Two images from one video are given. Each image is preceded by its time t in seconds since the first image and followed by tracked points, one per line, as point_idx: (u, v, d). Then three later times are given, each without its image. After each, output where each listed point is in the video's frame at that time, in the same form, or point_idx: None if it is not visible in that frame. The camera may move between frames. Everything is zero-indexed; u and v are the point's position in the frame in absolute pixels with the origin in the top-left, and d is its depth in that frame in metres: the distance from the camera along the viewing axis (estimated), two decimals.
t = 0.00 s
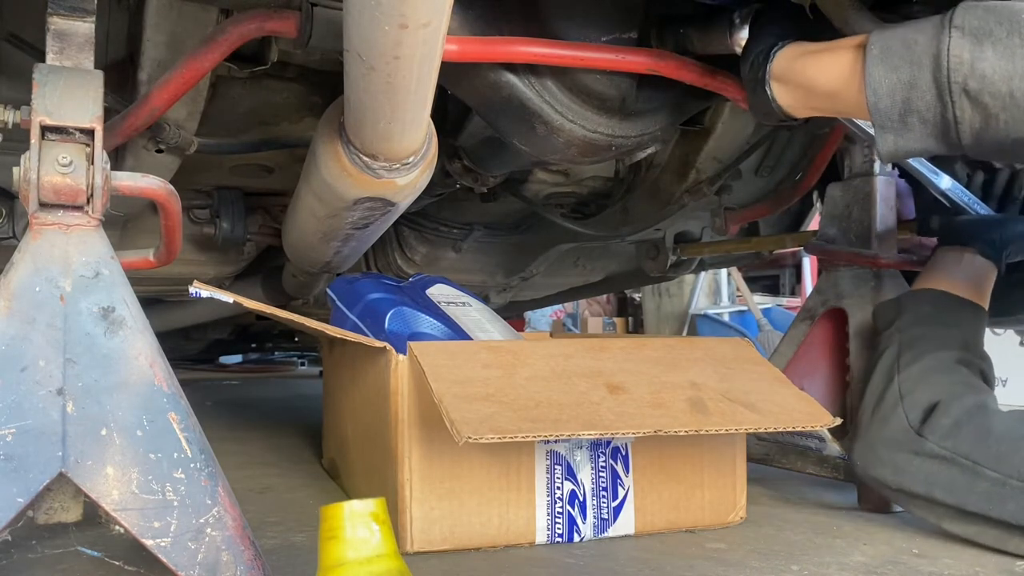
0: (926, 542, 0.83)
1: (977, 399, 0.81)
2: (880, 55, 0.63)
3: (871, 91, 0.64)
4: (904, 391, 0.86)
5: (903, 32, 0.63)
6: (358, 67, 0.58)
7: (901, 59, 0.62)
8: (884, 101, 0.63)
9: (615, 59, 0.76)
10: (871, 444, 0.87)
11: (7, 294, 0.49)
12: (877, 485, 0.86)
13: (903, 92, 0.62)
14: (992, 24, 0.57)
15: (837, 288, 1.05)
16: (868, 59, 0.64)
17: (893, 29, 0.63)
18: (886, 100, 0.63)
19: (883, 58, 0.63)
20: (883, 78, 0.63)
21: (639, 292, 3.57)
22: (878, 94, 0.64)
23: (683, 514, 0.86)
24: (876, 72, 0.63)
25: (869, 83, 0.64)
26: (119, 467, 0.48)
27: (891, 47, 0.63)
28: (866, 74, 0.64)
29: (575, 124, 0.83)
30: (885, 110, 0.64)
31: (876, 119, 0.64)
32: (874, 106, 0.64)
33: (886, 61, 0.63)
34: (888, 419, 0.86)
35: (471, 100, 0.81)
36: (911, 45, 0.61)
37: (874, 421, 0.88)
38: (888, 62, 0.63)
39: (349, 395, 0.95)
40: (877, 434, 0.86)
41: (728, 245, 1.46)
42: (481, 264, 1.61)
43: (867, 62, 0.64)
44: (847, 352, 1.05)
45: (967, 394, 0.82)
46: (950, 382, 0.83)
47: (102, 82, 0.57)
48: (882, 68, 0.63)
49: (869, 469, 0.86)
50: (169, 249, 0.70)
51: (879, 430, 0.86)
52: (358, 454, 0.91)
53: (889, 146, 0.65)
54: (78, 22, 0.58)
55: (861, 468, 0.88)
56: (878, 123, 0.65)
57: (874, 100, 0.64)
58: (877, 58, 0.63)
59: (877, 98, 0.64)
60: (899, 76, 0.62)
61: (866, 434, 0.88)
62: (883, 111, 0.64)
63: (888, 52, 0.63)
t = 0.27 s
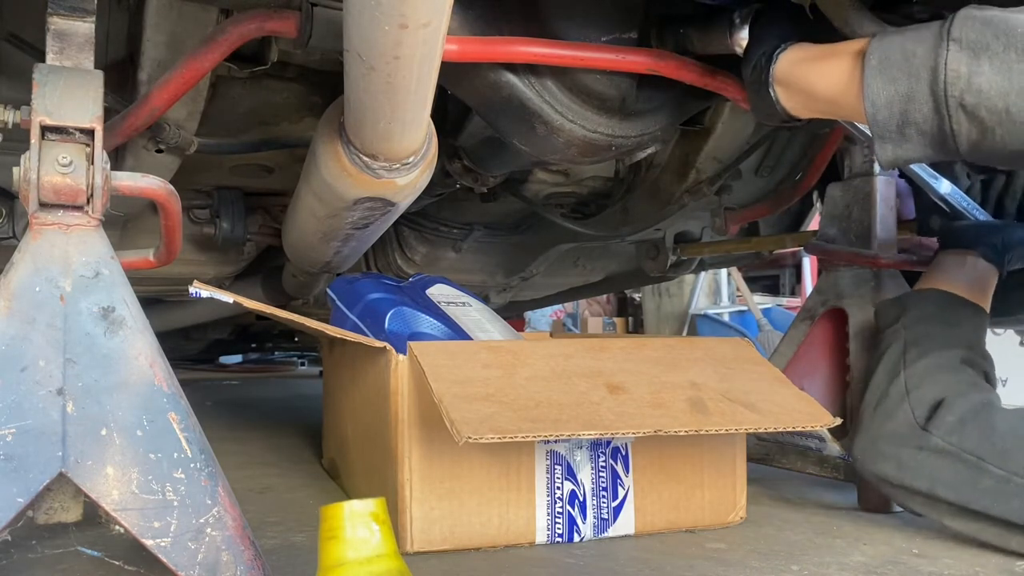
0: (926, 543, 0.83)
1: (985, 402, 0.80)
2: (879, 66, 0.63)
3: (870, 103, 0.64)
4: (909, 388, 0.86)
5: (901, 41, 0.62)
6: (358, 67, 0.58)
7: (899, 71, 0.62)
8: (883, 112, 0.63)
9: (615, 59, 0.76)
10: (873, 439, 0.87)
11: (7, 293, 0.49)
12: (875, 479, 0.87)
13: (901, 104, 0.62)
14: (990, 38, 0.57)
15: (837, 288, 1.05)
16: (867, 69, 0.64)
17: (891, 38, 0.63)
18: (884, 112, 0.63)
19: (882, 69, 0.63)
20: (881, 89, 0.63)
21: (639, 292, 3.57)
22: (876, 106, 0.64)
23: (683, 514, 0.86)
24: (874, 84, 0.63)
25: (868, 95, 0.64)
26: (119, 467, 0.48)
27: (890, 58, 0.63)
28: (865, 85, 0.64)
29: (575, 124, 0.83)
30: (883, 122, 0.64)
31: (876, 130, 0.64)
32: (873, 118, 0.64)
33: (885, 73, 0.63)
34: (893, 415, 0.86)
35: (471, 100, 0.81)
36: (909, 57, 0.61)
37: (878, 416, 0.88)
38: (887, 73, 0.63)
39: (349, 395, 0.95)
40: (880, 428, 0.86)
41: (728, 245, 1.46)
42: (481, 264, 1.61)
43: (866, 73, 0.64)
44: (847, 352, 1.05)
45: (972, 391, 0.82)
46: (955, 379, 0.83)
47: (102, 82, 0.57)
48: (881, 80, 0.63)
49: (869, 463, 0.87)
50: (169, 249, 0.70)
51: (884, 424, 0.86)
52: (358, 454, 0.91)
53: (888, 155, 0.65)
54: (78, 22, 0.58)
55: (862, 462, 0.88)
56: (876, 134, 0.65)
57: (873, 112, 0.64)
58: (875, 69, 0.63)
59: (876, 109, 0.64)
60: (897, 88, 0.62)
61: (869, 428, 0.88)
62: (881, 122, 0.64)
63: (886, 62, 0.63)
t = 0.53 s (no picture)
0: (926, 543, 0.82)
1: (1005, 399, 0.78)
2: (876, 68, 0.63)
3: (866, 104, 0.64)
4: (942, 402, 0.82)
5: (900, 43, 0.62)
6: (358, 67, 0.58)
7: (896, 73, 0.62)
8: (879, 115, 0.63)
9: (615, 60, 0.76)
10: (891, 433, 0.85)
11: (7, 294, 0.49)
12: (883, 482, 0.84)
13: (897, 107, 0.62)
14: (986, 41, 0.57)
15: (837, 288, 1.05)
16: (863, 71, 0.63)
17: (889, 39, 0.63)
18: (880, 114, 0.63)
19: (879, 71, 0.62)
20: (878, 92, 0.63)
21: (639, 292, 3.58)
22: (872, 108, 0.63)
23: (683, 514, 0.86)
24: (871, 85, 0.63)
25: (864, 96, 0.64)
26: (118, 467, 0.48)
27: (887, 60, 0.62)
28: (862, 87, 0.64)
29: (575, 124, 0.83)
30: (878, 124, 0.63)
31: (870, 131, 0.64)
32: (868, 119, 0.64)
33: (882, 75, 0.62)
34: (921, 426, 0.81)
35: (471, 100, 0.81)
36: (907, 60, 0.61)
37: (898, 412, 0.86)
38: (884, 75, 0.62)
39: (349, 396, 0.95)
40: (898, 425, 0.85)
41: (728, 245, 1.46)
42: (481, 264, 1.61)
43: (863, 74, 0.63)
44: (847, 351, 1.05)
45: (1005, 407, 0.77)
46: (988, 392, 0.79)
47: (102, 82, 0.57)
48: (877, 81, 0.63)
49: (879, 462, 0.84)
50: (169, 249, 0.70)
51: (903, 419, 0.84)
52: (358, 454, 0.91)
53: (884, 157, 0.65)
54: (78, 22, 0.58)
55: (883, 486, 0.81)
56: (871, 135, 0.64)
57: (868, 114, 0.64)
58: (873, 71, 0.63)
59: (872, 111, 0.63)
60: (893, 91, 0.62)
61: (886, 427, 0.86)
62: (876, 125, 0.63)
63: (884, 64, 0.62)
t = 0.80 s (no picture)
0: (926, 543, 0.82)
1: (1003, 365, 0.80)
2: (881, 76, 0.62)
3: (871, 112, 0.63)
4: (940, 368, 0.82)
5: (905, 49, 0.61)
6: (358, 67, 0.58)
7: (901, 81, 0.61)
8: (884, 122, 0.63)
9: (616, 60, 0.76)
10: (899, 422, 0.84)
11: (7, 293, 0.49)
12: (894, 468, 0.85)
13: (901, 115, 0.61)
14: (991, 49, 0.56)
15: (836, 288, 1.05)
16: (869, 79, 0.63)
17: (896, 46, 0.62)
18: (885, 122, 0.63)
19: (885, 79, 0.62)
20: (882, 100, 0.62)
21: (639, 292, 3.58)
22: (877, 116, 0.63)
23: (683, 514, 0.86)
24: (875, 93, 0.62)
25: (869, 104, 0.63)
26: (118, 467, 0.48)
27: (892, 67, 0.61)
28: (867, 95, 0.63)
29: (575, 124, 0.83)
30: (884, 131, 0.63)
31: (876, 139, 0.64)
32: (873, 127, 0.64)
33: (887, 82, 0.62)
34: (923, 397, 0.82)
35: (471, 100, 0.81)
36: (911, 67, 0.60)
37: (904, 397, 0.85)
38: (889, 83, 0.62)
39: (349, 396, 0.95)
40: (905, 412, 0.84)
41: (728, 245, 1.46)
42: (481, 264, 1.61)
43: (869, 82, 0.63)
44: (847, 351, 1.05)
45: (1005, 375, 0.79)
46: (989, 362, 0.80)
47: (102, 82, 0.57)
48: (882, 88, 0.62)
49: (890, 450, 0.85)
50: (169, 249, 0.70)
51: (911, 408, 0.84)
52: (358, 454, 0.91)
53: (890, 163, 0.64)
54: (78, 22, 0.58)
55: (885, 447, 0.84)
56: (877, 143, 0.64)
57: (874, 122, 0.63)
58: (877, 78, 0.62)
59: (876, 119, 0.63)
60: (898, 98, 0.61)
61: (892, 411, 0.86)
62: (881, 132, 0.63)
63: (889, 72, 0.62)
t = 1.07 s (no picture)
0: (926, 543, 0.83)
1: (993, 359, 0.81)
2: (881, 75, 0.62)
3: (871, 110, 0.63)
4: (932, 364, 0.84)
5: (905, 48, 0.61)
6: (358, 67, 0.58)
7: (901, 80, 0.61)
8: (884, 121, 0.63)
9: (616, 60, 0.76)
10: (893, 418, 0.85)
11: (7, 294, 0.49)
12: (892, 460, 0.86)
13: (901, 114, 0.61)
14: (991, 48, 0.56)
15: (837, 287, 1.05)
16: (869, 78, 0.63)
17: (896, 44, 0.62)
18: (885, 122, 0.62)
19: (885, 78, 0.62)
20: (882, 98, 0.62)
21: (639, 292, 3.58)
22: (877, 115, 0.63)
23: (683, 514, 0.86)
24: (875, 92, 0.62)
25: (869, 103, 0.63)
26: (118, 467, 0.48)
27: (892, 66, 0.61)
28: (867, 94, 0.63)
29: (575, 124, 0.83)
30: (883, 130, 0.63)
31: (875, 138, 0.64)
32: (873, 126, 0.63)
33: (886, 80, 0.62)
34: (915, 393, 0.84)
35: (471, 100, 0.81)
36: (911, 66, 0.60)
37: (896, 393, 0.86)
38: (889, 82, 0.62)
39: (349, 396, 0.95)
40: (899, 409, 0.85)
41: (729, 245, 1.46)
42: (481, 264, 1.61)
43: (869, 81, 0.63)
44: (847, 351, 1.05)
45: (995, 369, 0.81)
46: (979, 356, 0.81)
47: (102, 82, 0.57)
48: (881, 87, 0.62)
49: (888, 445, 0.85)
50: (169, 249, 0.70)
51: (905, 404, 0.84)
52: (358, 454, 0.91)
53: (889, 162, 0.64)
54: (78, 22, 0.58)
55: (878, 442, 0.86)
56: (876, 142, 0.64)
57: (874, 121, 0.63)
58: (877, 76, 0.62)
59: (876, 118, 0.63)
60: (898, 97, 0.61)
61: (886, 406, 0.86)
62: (881, 131, 0.63)
63: (889, 71, 0.62)
